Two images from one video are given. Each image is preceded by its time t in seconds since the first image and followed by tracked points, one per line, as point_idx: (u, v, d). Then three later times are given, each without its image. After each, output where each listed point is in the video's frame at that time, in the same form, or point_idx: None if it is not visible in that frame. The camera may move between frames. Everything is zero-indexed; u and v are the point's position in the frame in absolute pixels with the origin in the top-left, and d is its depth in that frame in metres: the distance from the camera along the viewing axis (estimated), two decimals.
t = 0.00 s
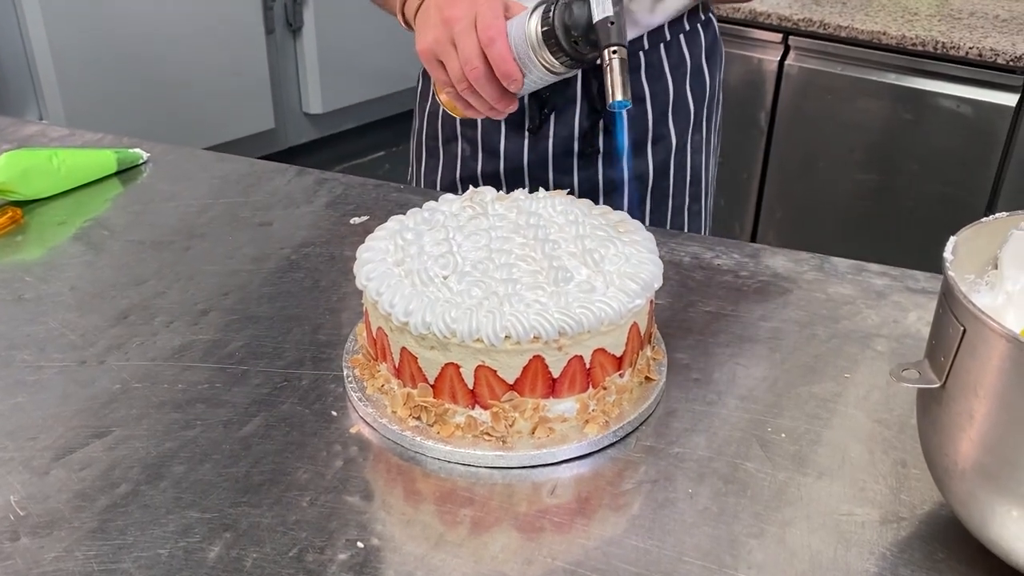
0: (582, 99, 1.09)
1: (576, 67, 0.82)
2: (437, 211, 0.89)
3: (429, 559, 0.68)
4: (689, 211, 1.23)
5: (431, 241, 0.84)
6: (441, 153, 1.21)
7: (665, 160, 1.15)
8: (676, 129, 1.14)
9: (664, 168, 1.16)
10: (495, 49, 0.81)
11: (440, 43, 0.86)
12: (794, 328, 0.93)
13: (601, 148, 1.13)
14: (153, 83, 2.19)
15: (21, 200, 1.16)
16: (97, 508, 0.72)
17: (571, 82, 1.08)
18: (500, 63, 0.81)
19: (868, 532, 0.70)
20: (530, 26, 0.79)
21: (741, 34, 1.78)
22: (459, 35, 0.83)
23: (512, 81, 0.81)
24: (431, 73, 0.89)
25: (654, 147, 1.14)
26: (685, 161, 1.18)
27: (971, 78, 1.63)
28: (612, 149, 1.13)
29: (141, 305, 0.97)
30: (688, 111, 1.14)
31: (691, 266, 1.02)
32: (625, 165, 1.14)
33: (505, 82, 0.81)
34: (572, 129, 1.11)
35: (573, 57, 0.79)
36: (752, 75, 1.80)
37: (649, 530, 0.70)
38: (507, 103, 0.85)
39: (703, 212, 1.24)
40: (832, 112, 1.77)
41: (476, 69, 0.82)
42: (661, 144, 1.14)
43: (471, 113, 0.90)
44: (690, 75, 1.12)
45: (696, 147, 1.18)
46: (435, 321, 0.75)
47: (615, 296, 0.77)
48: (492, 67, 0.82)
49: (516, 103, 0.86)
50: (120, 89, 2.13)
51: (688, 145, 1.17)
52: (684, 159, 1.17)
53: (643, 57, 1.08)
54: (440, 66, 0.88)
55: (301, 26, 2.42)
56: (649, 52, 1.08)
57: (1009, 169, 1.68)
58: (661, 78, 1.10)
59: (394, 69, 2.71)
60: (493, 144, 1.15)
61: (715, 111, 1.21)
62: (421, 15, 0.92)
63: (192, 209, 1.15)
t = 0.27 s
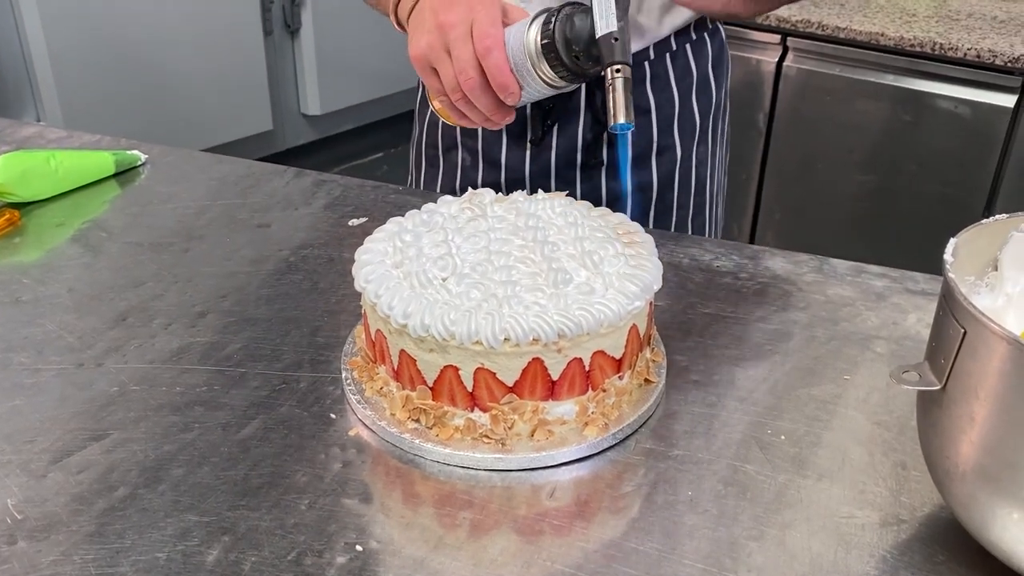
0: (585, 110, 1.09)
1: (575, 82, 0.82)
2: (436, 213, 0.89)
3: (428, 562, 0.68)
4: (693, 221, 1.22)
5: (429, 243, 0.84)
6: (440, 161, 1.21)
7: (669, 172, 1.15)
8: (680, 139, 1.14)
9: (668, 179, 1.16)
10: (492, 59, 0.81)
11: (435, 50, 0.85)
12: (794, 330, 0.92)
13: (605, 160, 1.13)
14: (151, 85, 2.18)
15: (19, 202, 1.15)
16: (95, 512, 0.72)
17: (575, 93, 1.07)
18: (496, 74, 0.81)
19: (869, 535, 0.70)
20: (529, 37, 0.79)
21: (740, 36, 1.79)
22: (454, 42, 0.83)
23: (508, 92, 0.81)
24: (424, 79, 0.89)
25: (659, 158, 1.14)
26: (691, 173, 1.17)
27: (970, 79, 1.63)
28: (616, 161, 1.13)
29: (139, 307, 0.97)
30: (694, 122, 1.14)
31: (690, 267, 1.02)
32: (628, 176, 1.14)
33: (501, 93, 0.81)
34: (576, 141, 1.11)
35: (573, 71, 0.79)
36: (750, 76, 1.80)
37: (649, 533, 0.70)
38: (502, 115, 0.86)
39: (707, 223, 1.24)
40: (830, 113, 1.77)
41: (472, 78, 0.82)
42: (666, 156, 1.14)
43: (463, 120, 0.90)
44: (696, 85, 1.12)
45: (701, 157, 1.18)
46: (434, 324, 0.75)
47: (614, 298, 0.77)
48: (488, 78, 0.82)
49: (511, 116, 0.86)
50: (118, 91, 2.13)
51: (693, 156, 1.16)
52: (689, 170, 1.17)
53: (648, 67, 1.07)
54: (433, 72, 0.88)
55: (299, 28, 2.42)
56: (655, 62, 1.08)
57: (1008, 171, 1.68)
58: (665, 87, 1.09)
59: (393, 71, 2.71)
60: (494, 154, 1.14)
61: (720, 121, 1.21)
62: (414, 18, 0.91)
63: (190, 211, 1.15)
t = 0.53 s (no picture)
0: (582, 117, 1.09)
1: (551, 96, 0.80)
2: (434, 214, 0.89)
3: (426, 564, 0.67)
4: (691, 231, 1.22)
5: (427, 245, 0.84)
6: (432, 165, 1.20)
7: (667, 181, 1.15)
8: (679, 148, 1.14)
9: (666, 188, 1.15)
10: (467, 71, 0.79)
11: (407, 57, 0.83)
12: (792, 331, 0.92)
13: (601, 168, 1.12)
14: (149, 87, 2.18)
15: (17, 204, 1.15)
16: (93, 514, 0.72)
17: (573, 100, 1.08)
18: (473, 87, 0.79)
19: (867, 536, 0.70)
20: (506, 47, 0.77)
21: (737, 37, 1.79)
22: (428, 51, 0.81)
23: (484, 105, 0.79)
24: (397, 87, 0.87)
25: (656, 166, 1.13)
26: (688, 182, 1.17)
27: (967, 80, 1.63)
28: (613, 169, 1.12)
29: (137, 309, 0.97)
30: (692, 131, 1.14)
31: (689, 269, 1.02)
32: (626, 185, 1.14)
33: (477, 106, 0.80)
34: (572, 148, 1.11)
35: (551, 86, 0.78)
36: (748, 78, 1.80)
37: (647, 535, 0.70)
38: (479, 125, 0.84)
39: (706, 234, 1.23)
40: (828, 114, 1.77)
41: (446, 90, 0.80)
42: (663, 164, 1.13)
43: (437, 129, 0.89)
44: (695, 93, 1.13)
45: (699, 167, 1.17)
46: (432, 326, 0.75)
47: (613, 300, 0.77)
48: (464, 90, 0.80)
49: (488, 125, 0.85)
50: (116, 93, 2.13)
51: (692, 165, 1.16)
52: (687, 179, 1.16)
53: (645, 74, 1.08)
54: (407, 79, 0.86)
55: (297, 29, 2.42)
56: (653, 69, 1.08)
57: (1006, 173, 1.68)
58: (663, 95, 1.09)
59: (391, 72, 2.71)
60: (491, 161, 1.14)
61: (720, 131, 1.21)
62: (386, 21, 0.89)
63: (189, 213, 1.15)
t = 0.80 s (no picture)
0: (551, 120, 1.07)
1: (499, 109, 0.76)
2: (433, 216, 0.89)
3: (425, 566, 0.68)
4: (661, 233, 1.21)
5: (426, 247, 0.84)
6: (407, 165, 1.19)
7: (636, 185, 1.14)
8: (647, 152, 1.13)
9: (636, 192, 1.15)
10: (410, 85, 0.76)
11: (353, 69, 0.81)
12: (790, 333, 0.93)
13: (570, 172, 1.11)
14: (148, 87, 2.18)
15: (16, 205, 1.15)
16: (92, 516, 0.72)
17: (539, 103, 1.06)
18: (416, 100, 0.76)
19: (865, 538, 0.70)
20: (448, 59, 0.73)
21: (736, 38, 1.79)
22: (373, 64, 0.79)
23: (430, 118, 0.77)
24: (346, 100, 0.85)
25: (625, 170, 1.13)
26: (658, 186, 1.16)
27: (966, 81, 1.63)
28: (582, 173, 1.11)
29: (137, 311, 0.97)
30: (660, 135, 1.13)
31: (687, 271, 1.02)
32: (595, 189, 1.13)
33: (423, 119, 0.77)
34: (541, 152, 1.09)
35: (496, 99, 0.74)
36: (747, 80, 1.81)
37: (647, 536, 0.70)
38: (429, 138, 0.82)
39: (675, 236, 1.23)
40: (826, 116, 1.78)
41: (390, 104, 0.78)
42: (632, 168, 1.13)
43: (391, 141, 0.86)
44: (663, 97, 1.11)
45: (669, 169, 1.16)
46: (430, 327, 0.75)
47: (611, 301, 0.77)
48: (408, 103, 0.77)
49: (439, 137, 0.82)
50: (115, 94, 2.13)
51: (661, 168, 1.15)
52: (656, 183, 1.16)
53: (613, 77, 1.06)
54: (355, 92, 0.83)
55: (296, 30, 2.43)
56: (620, 73, 1.06)
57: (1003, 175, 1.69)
58: (632, 100, 1.08)
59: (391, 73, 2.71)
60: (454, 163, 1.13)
61: (688, 133, 1.21)
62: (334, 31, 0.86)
63: (188, 214, 1.15)
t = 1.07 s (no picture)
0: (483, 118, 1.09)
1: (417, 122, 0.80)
2: (433, 216, 0.89)
3: (425, 566, 0.68)
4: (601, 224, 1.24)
5: (427, 248, 0.84)
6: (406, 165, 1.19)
7: (573, 177, 1.16)
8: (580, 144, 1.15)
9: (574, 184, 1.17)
10: (326, 104, 0.79)
11: (264, 93, 0.84)
12: (790, 334, 0.93)
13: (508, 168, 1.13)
14: (148, 88, 2.18)
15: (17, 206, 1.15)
16: (92, 516, 0.72)
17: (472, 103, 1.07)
18: (332, 117, 0.79)
19: (865, 538, 0.70)
20: (363, 75, 0.77)
21: (736, 40, 1.79)
22: (286, 87, 0.81)
23: (350, 135, 0.80)
24: (260, 125, 0.87)
25: (560, 163, 1.15)
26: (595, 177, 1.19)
27: (965, 83, 1.64)
28: (520, 169, 1.13)
29: (137, 311, 0.97)
30: (591, 126, 1.16)
31: (686, 272, 1.02)
32: (532, 184, 1.15)
33: (342, 136, 0.80)
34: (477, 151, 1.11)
35: (415, 112, 0.77)
36: (747, 82, 1.81)
37: (646, 537, 0.70)
38: (348, 155, 0.84)
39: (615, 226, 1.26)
40: (825, 117, 1.78)
41: (307, 123, 0.81)
42: (567, 161, 1.15)
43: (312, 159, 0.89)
44: (592, 89, 1.14)
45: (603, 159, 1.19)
46: (431, 328, 0.75)
47: (611, 302, 0.77)
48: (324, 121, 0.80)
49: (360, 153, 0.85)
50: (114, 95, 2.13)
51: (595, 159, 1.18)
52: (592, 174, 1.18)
53: (543, 73, 1.08)
54: (269, 115, 0.86)
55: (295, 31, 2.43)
56: (550, 67, 1.08)
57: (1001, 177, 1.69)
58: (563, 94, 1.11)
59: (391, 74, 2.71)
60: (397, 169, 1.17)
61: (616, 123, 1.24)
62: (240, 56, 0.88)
63: (188, 215, 1.15)
